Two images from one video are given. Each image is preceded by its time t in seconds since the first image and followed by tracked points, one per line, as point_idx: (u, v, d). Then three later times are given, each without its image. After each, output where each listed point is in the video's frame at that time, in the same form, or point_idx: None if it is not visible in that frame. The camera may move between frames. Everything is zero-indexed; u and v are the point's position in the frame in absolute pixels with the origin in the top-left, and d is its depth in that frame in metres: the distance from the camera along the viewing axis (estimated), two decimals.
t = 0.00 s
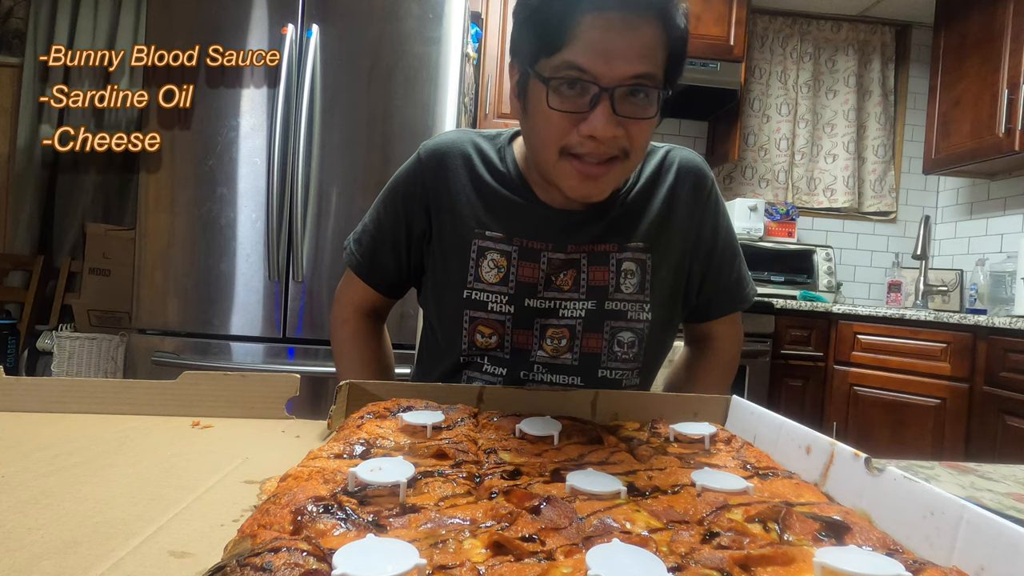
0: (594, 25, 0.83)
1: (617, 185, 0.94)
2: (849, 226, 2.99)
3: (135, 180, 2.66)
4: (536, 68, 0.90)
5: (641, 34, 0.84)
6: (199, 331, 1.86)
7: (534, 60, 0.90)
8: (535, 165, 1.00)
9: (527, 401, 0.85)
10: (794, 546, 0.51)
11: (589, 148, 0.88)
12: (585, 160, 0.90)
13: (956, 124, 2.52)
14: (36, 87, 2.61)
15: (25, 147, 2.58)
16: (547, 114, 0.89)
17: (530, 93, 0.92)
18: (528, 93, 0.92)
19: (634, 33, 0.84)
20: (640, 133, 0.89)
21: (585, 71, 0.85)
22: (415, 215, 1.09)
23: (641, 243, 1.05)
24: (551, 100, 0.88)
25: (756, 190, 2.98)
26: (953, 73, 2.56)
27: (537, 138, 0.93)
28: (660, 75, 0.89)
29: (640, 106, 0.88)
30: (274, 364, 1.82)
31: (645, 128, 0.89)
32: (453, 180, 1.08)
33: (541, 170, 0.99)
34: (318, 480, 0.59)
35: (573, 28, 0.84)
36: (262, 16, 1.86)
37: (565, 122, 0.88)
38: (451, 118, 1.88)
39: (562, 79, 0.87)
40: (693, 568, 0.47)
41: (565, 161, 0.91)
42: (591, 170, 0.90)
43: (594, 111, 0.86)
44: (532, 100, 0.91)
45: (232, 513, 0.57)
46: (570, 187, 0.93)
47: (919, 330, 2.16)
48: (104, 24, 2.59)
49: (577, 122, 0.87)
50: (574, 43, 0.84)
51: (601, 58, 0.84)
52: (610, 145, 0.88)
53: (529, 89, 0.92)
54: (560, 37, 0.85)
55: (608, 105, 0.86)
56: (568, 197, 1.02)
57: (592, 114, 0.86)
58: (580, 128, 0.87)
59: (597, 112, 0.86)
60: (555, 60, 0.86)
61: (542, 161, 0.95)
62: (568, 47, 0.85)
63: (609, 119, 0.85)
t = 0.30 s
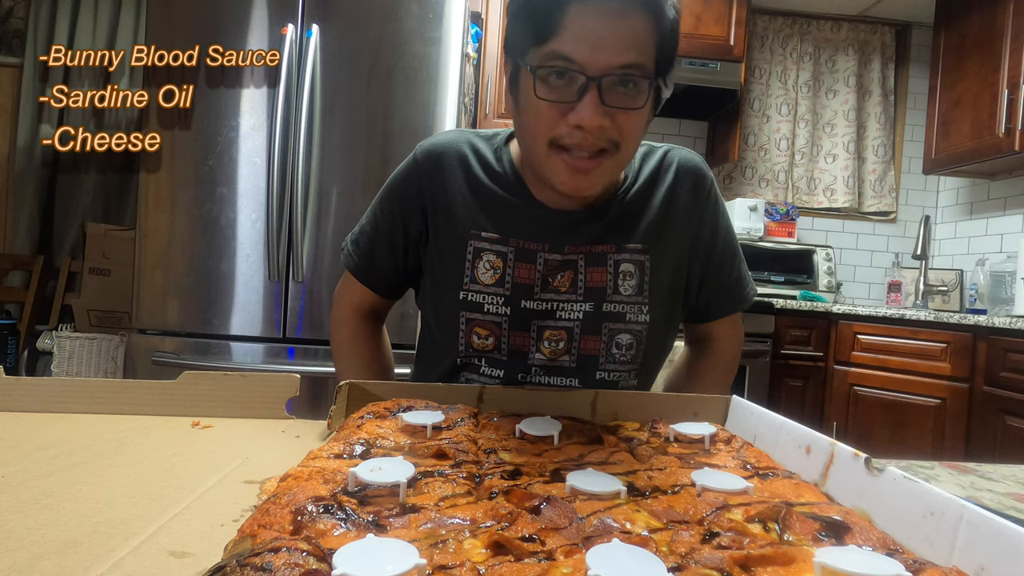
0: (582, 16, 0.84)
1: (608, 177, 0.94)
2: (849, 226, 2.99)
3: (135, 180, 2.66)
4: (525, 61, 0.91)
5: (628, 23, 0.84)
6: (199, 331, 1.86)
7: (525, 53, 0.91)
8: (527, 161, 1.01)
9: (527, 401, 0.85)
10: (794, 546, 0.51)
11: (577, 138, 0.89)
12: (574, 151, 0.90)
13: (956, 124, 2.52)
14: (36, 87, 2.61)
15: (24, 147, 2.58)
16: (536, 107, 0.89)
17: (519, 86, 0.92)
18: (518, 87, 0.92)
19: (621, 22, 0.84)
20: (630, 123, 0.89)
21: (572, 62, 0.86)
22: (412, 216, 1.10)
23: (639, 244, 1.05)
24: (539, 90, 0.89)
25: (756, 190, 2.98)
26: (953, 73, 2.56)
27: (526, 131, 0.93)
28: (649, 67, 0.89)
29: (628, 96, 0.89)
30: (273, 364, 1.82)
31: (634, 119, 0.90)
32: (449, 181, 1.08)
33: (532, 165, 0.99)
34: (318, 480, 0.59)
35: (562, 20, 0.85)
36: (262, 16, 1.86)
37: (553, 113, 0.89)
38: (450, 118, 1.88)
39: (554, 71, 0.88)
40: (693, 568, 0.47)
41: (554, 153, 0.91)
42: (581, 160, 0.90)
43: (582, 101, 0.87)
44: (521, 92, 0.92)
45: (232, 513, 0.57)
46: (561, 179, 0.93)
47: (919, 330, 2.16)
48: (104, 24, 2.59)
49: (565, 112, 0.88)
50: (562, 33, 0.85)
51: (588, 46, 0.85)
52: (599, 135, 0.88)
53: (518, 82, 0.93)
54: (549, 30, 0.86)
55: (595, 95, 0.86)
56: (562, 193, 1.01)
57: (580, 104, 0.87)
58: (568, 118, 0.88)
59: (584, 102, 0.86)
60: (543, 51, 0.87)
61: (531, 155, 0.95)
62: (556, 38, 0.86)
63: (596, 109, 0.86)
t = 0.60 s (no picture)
0: (568, 18, 0.84)
1: (601, 180, 0.94)
2: (849, 226, 2.99)
3: (135, 180, 2.66)
4: (517, 67, 0.91)
5: (614, 24, 0.85)
6: (199, 331, 1.86)
7: (516, 56, 0.91)
8: (522, 166, 1.01)
9: (527, 401, 0.85)
10: (793, 546, 0.51)
11: (568, 142, 0.89)
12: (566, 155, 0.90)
13: (956, 124, 2.52)
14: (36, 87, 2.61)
15: (24, 147, 2.58)
16: (527, 111, 0.90)
17: (512, 92, 0.93)
18: (511, 94, 0.93)
19: (608, 22, 0.85)
20: (621, 126, 0.89)
21: (561, 66, 0.86)
22: (408, 217, 1.10)
23: (636, 245, 1.05)
24: (530, 96, 0.89)
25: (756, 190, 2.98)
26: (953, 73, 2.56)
27: (518, 136, 0.94)
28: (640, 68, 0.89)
29: (619, 99, 0.89)
30: (273, 364, 1.82)
31: (626, 122, 0.89)
32: (445, 182, 1.08)
33: (527, 169, 0.99)
34: (318, 480, 0.59)
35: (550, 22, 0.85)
36: (262, 16, 1.86)
37: (543, 117, 0.89)
38: (450, 118, 1.88)
39: (544, 74, 0.88)
40: (693, 568, 0.47)
41: (546, 157, 0.91)
42: (572, 164, 0.90)
43: (572, 106, 0.87)
44: (513, 98, 0.93)
45: (232, 513, 0.57)
46: (553, 182, 0.93)
47: (919, 330, 2.16)
48: (104, 24, 2.59)
49: (555, 116, 0.88)
50: (550, 37, 0.86)
51: (575, 49, 0.85)
52: (590, 138, 0.88)
53: (511, 88, 0.93)
54: (537, 33, 0.87)
55: (585, 99, 0.87)
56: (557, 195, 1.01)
57: (570, 108, 0.87)
58: (559, 123, 0.88)
59: (574, 106, 0.87)
60: (533, 56, 0.88)
61: (525, 160, 0.96)
62: (545, 42, 0.86)
63: (586, 113, 0.86)
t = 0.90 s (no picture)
0: (568, 14, 0.84)
1: (600, 178, 0.94)
2: (849, 226, 2.99)
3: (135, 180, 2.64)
4: (517, 61, 0.91)
5: (614, 21, 0.85)
6: (199, 331, 1.86)
7: (516, 51, 0.92)
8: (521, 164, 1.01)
9: (527, 401, 0.85)
10: (793, 546, 0.51)
11: (568, 138, 0.89)
12: (566, 151, 0.91)
13: (956, 124, 2.52)
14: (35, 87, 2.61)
15: (25, 147, 2.58)
16: (527, 107, 0.90)
17: (512, 88, 0.93)
18: (511, 89, 0.93)
19: (606, 18, 0.85)
20: (621, 123, 0.90)
21: (561, 61, 0.87)
22: (406, 219, 1.10)
23: (633, 245, 1.05)
24: (529, 91, 0.89)
25: (756, 190, 2.98)
26: (953, 73, 2.56)
27: (517, 132, 0.94)
28: (640, 65, 0.90)
29: (619, 96, 0.89)
30: (273, 364, 1.82)
31: (626, 118, 0.90)
32: (442, 183, 1.08)
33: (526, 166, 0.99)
34: (318, 480, 0.59)
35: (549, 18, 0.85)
36: (262, 16, 1.86)
37: (543, 113, 0.89)
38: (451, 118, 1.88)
39: (544, 70, 0.88)
40: (693, 568, 0.47)
41: (545, 153, 0.91)
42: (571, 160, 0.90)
43: (572, 101, 0.87)
44: (513, 94, 0.93)
45: (232, 513, 0.57)
46: (552, 179, 0.93)
47: (919, 330, 2.16)
48: (104, 24, 2.58)
49: (555, 112, 0.88)
50: (551, 33, 0.86)
51: (575, 44, 0.85)
52: (589, 134, 0.88)
53: (511, 83, 0.93)
54: (535, 29, 0.87)
55: (585, 95, 0.87)
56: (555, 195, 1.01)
57: (570, 104, 0.87)
58: (559, 118, 0.88)
59: (574, 102, 0.87)
60: (534, 51, 0.88)
61: (524, 156, 0.96)
62: (545, 37, 0.86)
63: (586, 109, 0.86)
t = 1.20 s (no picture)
0: (557, 11, 0.85)
1: (598, 165, 0.94)
2: (849, 226, 2.99)
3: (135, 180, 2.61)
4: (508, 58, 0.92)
5: (600, 11, 0.86)
6: (199, 331, 1.86)
7: (507, 49, 0.92)
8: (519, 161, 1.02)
9: (527, 402, 0.85)
10: (793, 546, 0.51)
11: (562, 128, 0.89)
12: (561, 140, 0.91)
13: (956, 124, 2.52)
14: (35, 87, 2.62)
15: (25, 147, 2.57)
16: (520, 101, 0.90)
17: (505, 86, 0.94)
18: (504, 86, 0.94)
19: (592, 10, 0.85)
20: (615, 110, 0.89)
21: (551, 54, 0.87)
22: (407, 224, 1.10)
23: (632, 240, 1.05)
24: (521, 86, 0.90)
25: (756, 190, 2.98)
26: (953, 73, 2.56)
27: (513, 126, 0.94)
28: (630, 52, 0.90)
29: (611, 83, 0.89)
30: (273, 364, 1.82)
31: (619, 104, 0.90)
32: (441, 186, 1.08)
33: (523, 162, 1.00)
34: (318, 480, 0.59)
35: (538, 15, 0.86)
36: (262, 16, 1.86)
37: (537, 104, 0.89)
38: (451, 118, 1.88)
39: (537, 65, 0.89)
40: (693, 568, 0.47)
41: (541, 145, 0.91)
42: (567, 149, 0.90)
43: (563, 91, 0.87)
44: (506, 91, 0.94)
45: (232, 513, 0.56)
46: (550, 170, 0.94)
47: (919, 330, 2.16)
48: (104, 24, 2.58)
49: (548, 103, 0.88)
50: (539, 29, 0.87)
51: (564, 37, 0.86)
52: (583, 122, 0.88)
53: (503, 81, 0.94)
54: (524, 25, 0.88)
55: (577, 85, 0.87)
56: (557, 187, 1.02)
57: (562, 94, 0.87)
58: (552, 109, 0.88)
59: (566, 92, 0.87)
60: (524, 47, 0.88)
61: (521, 151, 0.96)
62: (534, 32, 0.87)
63: (578, 97, 0.87)
